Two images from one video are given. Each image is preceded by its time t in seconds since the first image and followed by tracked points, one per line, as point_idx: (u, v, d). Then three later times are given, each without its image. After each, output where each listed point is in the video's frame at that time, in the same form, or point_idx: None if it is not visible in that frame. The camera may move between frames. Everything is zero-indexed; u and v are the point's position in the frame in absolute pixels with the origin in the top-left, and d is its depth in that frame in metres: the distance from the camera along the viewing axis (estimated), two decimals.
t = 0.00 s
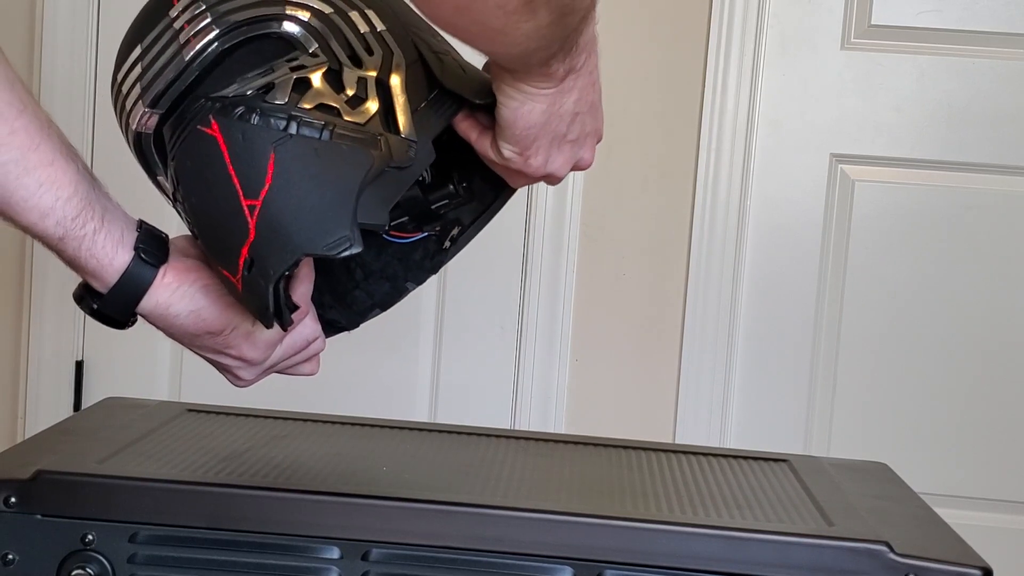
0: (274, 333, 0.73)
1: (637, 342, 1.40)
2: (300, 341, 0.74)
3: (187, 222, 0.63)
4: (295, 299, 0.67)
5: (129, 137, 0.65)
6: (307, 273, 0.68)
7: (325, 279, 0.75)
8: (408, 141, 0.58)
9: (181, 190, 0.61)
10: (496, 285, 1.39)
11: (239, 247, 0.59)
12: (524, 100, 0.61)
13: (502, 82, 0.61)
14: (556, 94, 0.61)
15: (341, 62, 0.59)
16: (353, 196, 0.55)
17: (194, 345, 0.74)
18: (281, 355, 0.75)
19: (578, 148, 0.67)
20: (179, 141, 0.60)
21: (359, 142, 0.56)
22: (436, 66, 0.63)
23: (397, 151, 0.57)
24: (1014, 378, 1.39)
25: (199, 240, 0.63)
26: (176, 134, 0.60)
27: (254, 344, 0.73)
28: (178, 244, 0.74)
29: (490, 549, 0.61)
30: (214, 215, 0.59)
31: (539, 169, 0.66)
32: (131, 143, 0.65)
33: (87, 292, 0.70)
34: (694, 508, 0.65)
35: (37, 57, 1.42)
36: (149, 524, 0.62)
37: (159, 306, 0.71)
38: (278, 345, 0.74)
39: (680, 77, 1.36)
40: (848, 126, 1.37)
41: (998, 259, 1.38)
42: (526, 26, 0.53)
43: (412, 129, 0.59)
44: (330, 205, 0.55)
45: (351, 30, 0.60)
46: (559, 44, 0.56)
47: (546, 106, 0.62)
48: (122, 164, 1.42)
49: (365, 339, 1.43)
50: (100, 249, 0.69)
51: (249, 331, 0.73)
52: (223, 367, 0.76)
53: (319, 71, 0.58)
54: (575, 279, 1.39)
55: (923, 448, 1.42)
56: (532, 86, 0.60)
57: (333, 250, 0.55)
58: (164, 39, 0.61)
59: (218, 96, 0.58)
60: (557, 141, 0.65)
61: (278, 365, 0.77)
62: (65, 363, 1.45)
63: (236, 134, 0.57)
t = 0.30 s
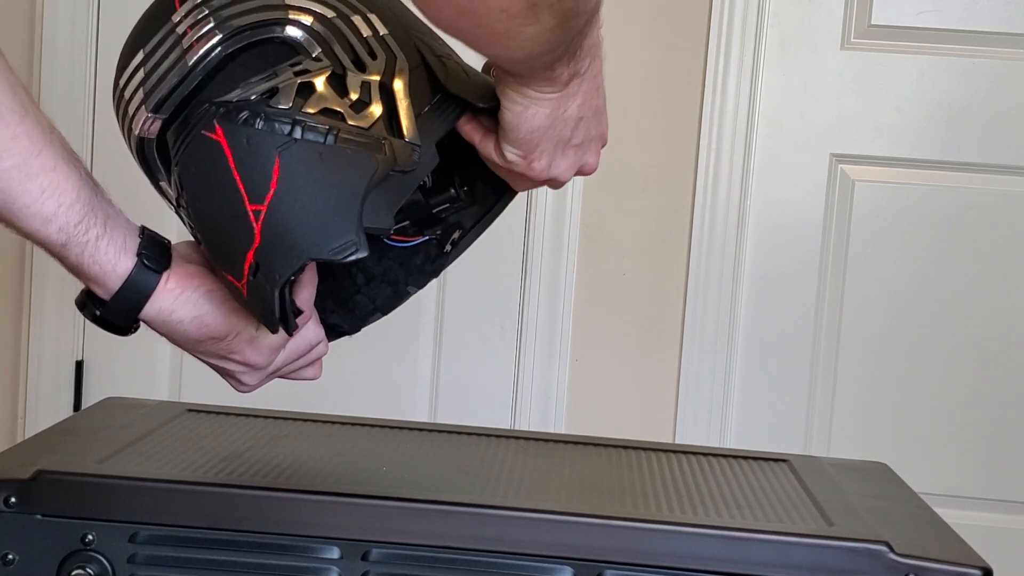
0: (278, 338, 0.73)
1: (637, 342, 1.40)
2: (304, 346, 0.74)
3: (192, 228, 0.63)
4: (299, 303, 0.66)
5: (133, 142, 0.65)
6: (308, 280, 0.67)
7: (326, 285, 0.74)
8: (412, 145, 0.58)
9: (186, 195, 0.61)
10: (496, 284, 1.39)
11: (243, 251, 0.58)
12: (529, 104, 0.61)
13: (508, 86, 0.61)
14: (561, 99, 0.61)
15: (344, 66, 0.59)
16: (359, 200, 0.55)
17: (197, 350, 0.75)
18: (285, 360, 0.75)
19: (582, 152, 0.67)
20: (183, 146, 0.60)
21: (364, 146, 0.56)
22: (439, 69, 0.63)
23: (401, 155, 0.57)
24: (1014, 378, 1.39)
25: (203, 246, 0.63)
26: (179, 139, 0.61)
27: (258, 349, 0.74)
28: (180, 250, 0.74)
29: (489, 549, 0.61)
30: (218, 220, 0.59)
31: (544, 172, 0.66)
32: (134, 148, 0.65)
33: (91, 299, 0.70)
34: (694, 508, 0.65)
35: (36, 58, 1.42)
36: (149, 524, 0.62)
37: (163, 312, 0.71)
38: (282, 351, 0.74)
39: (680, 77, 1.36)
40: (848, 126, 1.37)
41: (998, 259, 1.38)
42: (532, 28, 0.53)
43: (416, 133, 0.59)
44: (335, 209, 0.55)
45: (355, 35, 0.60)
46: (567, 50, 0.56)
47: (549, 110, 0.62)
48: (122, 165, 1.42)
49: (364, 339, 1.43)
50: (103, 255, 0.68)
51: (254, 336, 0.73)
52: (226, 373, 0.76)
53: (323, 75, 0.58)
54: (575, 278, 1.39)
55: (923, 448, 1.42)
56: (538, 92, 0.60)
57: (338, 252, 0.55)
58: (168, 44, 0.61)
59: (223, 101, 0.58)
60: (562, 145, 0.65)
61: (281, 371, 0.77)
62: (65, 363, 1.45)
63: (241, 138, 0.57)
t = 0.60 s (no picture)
0: (280, 335, 0.73)
1: (637, 342, 1.40)
2: (305, 341, 0.74)
3: (193, 225, 0.63)
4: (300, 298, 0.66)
5: (134, 143, 0.65)
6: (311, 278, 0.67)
7: (326, 283, 0.75)
8: (411, 139, 0.58)
9: (187, 192, 0.61)
10: (496, 284, 1.39)
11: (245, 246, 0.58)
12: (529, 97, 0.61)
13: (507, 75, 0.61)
14: (561, 90, 0.61)
15: (343, 62, 0.59)
16: (361, 194, 0.54)
17: (199, 349, 0.74)
18: (286, 356, 0.75)
19: (586, 144, 0.67)
20: (184, 143, 0.60)
21: (365, 140, 0.56)
22: (438, 64, 0.63)
23: (402, 150, 0.57)
24: (1015, 378, 1.39)
25: (205, 243, 0.63)
26: (180, 136, 0.61)
27: (260, 346, 0.73)
28: (181, 249, 0.74)
29: (489, 549, 0.61)
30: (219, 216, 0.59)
31: (546, 162, 0.66)
32: (135, 148, 0.65)
33: (92, 298, 0.70)
34: (694, 508, 0.65)
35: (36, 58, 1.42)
36: (149, 524, 0.62)
37: (165, 310, 0.71)
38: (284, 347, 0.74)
39: (680, 77, 1.36)
40: (849, 126, 1.37)
41: (998, 259, 1.38)
42: (538, 23, 0.53)
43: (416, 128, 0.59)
44: (337, 202, 0.54)
45: (353, 31, 0.60)
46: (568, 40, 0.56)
47: (552, 103, 0.62)
48: (123, 165, 1.42)
49: (364, 339, 1.43)
50: (104, 254, 0.68)
51: (256, 333, 0.73)
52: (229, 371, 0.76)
53: (322, 71, 0.58)
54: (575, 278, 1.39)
55: (923, 448, 1.42)
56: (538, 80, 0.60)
57: (341, 246, 0.54)
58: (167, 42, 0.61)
59: (223, 97, 0.58)
60: (564, 135, 0.65)
61: (283, 367, 0.77)
62: (65, 363, 1.45)
63: (241, 133, 0.57)
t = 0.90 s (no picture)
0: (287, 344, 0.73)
1: (637, 341, 1.40)
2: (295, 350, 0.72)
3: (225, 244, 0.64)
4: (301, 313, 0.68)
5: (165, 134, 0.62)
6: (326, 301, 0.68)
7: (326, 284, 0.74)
8: (454, 201, 0.60)
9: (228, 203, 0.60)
10: (496, 284, 1.39)
11: (283, 288, 0.59)
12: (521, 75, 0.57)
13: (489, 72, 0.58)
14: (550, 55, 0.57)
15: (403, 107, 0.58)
16: (405, 260, 0.57)
17: (189, 340, 0.74)
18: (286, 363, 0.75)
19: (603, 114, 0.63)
20: (233, 160, 0.59)
21: (414, 201, 0.58)
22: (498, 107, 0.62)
23: (445, 211, 0.59)
24: (1014, 377, 1.39)
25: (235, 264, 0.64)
26: (227, 147, 0.59)
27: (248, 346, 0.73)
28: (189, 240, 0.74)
29: (489, 549, 0.61)
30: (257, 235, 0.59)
31: (585, 130, 0.61)
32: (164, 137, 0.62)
33: (98, 287, 0.70)
34: (694, 508, 0.65)
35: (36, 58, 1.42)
36: (149, 524, 0.62)
37: (174, 300, 0.70)
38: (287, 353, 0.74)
39: (680, 77, 1.36)
40: (849, 126, 1.37)
41: (998, 259, 1.38)
42: (532, 11, 0.52)
43: (456, 171, 0.60)
44: (385, 263, 0.57)
45: (416, 68, 0.59)
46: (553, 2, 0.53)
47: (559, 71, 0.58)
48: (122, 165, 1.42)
49: (364, 338, 1.43)
50: (110, 245, 0.69)
51: (262, 336, 0.72)
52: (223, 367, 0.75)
53: (383, 118, 0.58)
54: (575, 278, 1.39)
55: (922, 448, 1.42)
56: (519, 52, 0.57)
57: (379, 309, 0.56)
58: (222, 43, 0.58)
59: (286, 125, 0.58)
60: (581, 97, 0.60)
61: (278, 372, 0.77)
62: (65, 363, 1.45)
63: (305, 165, 0.58)
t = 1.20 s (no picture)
0: (293, 370, 0.66)
1: (637, 341, 1.40)
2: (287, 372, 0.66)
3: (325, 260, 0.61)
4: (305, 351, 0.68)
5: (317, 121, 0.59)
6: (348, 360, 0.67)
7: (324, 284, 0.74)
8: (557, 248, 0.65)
9: (390, 211, 0.59)
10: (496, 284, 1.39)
11: (457, 308, 0.58)
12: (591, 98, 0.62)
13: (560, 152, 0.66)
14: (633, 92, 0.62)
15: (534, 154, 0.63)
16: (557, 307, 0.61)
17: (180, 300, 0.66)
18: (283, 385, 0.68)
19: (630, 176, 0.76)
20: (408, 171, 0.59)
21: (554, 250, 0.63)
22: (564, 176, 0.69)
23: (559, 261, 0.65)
24: (1015, 377, 1.39)
25: (329, 282, 0.61)
26: (398, 157, 0.59)
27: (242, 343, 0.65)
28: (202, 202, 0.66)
29: (488, 549, 0.60)
30: (435, 249, 0.58)
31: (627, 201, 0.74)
32: (304, 127, 0.59)
33: (98, 247, 0.63)
34: (695, 509, 0.65)
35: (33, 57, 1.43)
36: (148, 524, 0.62)
37: (177, 264, 0.62)
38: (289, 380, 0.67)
39: (679, 77, 1.36)
40: (849, 126, 1.36)
41: (998, 259, 1.38)
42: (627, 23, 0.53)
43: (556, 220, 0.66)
44: (545, 306, 0.60)
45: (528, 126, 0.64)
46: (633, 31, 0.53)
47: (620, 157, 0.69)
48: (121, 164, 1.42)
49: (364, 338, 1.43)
50: (107, 202, 0.60)
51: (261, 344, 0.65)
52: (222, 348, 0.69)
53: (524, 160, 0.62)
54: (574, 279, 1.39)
55: (922, 448, 1.42)
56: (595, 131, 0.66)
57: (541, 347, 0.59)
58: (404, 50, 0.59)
59: (469, 153, 0.60)
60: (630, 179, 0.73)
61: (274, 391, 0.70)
62: (65, 363, 1.45)
63: (498, 196, 0.59)
